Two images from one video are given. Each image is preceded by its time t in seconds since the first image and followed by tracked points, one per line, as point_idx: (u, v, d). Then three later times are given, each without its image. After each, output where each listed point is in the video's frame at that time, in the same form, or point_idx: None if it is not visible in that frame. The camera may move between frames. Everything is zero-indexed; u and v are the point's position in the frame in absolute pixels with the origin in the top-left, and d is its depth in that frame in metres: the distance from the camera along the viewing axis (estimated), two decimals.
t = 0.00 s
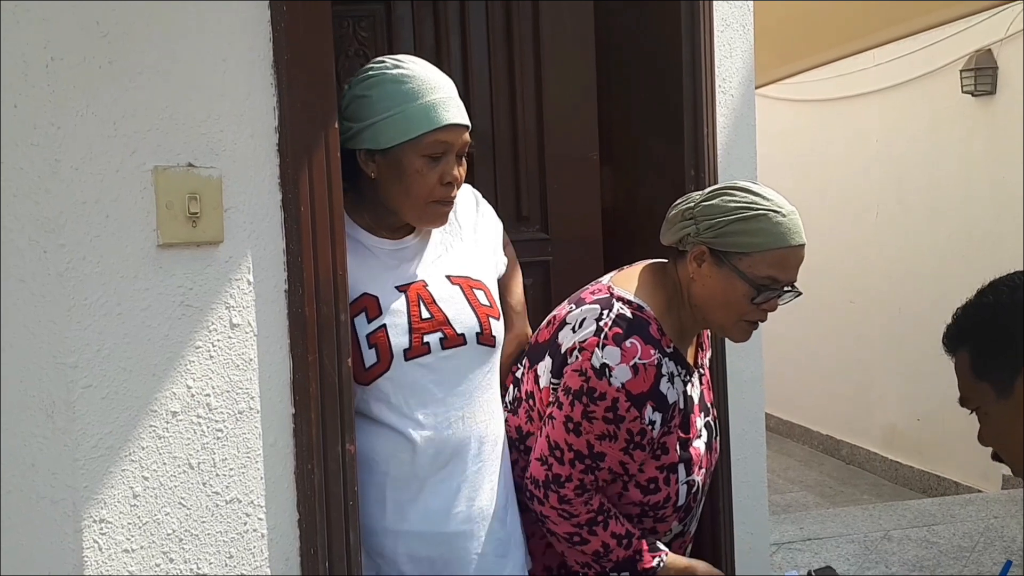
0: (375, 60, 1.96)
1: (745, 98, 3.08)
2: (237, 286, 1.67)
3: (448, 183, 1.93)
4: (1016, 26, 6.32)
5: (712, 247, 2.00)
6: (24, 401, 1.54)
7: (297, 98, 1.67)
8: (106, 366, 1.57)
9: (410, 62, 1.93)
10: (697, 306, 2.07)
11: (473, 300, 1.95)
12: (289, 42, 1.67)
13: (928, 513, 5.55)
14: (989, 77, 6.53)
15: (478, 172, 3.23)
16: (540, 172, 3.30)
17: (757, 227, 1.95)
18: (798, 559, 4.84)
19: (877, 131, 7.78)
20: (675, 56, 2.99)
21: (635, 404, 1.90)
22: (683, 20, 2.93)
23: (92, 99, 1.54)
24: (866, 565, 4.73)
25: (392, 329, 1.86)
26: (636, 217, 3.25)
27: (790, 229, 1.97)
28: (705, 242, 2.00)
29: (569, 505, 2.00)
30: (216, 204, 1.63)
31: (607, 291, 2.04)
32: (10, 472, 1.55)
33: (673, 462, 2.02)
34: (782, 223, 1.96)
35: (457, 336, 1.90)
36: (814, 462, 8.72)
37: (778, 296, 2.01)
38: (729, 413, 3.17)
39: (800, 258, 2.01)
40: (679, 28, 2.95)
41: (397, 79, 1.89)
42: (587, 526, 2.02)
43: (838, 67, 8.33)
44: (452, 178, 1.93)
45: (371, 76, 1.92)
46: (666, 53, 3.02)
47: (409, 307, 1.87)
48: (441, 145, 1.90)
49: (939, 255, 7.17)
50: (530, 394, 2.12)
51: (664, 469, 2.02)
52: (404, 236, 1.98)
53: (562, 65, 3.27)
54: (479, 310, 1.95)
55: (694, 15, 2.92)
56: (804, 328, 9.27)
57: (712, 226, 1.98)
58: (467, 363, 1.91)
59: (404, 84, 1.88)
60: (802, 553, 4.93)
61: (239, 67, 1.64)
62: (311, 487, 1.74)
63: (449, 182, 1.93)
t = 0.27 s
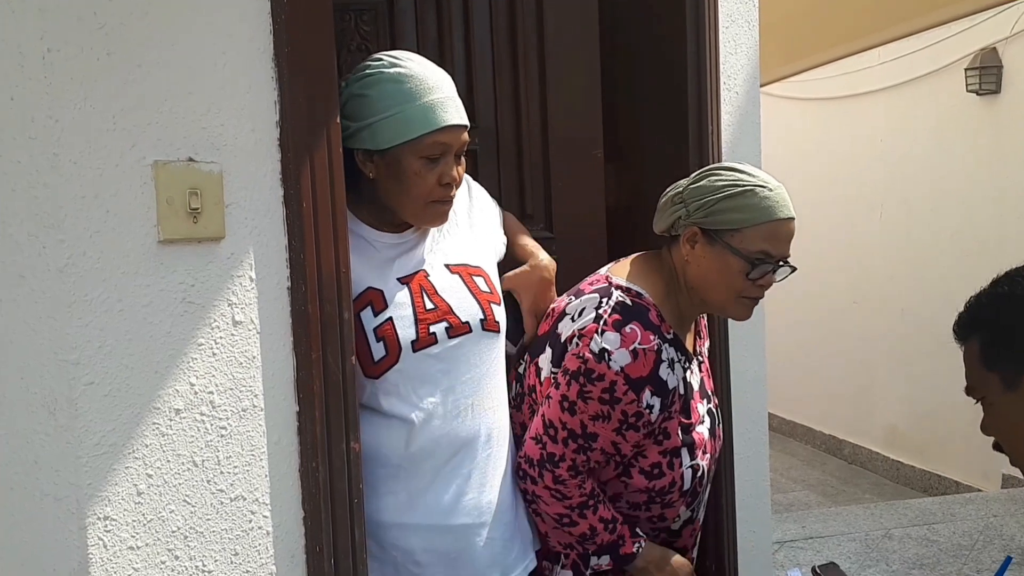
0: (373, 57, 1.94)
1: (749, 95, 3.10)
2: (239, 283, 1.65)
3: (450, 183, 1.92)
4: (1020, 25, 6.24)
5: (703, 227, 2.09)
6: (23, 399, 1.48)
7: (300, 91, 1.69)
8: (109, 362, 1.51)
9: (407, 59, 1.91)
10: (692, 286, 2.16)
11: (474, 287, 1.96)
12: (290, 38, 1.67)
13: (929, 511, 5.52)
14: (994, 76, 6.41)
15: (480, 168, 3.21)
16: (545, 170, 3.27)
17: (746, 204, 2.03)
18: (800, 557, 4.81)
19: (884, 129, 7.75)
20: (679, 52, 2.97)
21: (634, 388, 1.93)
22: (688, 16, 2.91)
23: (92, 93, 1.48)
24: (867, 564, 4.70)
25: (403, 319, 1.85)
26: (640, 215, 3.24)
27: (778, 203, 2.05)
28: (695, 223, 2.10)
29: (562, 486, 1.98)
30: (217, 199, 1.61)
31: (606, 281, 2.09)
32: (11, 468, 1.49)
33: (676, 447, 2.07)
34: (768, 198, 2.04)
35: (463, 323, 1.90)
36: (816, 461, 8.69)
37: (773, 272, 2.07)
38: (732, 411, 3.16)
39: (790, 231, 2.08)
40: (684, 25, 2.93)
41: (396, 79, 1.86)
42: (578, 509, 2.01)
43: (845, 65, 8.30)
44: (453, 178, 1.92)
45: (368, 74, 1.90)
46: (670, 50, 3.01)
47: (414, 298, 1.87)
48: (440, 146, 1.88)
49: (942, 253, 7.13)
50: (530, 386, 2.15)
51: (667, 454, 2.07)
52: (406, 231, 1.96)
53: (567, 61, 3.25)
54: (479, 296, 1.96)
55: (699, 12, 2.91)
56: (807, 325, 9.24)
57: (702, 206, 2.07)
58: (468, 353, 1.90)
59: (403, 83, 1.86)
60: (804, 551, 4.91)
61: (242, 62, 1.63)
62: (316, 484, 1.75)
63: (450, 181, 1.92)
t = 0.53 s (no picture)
0: (374, 50, 1.92)
1: (753, 91, 3.08)
2: (242, 279, 1.64)
3: (450, 177, 1.92)
4: None
5: (692, 206, 2.12)
6: (25, 395, 1.47)
7: (301, 87, 1.67)
8: (111, 359, 1.50)
9: (408, 53, 1.89)
10: (684, 267, 2.18)
11: (479, 285, 1.97)
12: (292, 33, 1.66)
13: (927, 506, 5.52)
14: (998, 73, 6.36)
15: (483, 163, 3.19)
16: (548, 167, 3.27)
17: (732, 180, 2.06)
18: (800, 551, 4.81)
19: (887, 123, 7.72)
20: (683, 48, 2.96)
21: (634, 366, 1.96)
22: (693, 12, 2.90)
23: (93, 88, 1.47)
24: (868, 557, 4.70)
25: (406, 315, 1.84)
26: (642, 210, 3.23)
27: (764, 180, 2.09)
28: (685, 203, 2.13)
29: (571, 470, 2.00)
30: (219, 195, 1.60)
31: (599, 266, 2.14)
32: (14, 465, 1.48)
33: (677, 426, 2.09)
34: (755, 175, 2.08)
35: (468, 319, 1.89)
36: (817, 455, 8.69)
37: (763, 249, 2.10)
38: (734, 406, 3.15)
39: (778, 208, 2.11)
40: (687, 20, 2.92)
41: (397, 72, 1.85)
42: (590, 491, 2.02)
43: (848, 61, 8.27)
44: (454, 172, 1.92)
45: (369, 67, 1.88)
46: (674, 45, 2.99)
47: (418, 295, 1.86)
48: (443, 140, 1.88)
49: (944, 248, 7.11)
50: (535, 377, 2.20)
51: (669, 433, 2.09)
52: (410, 229, 1.96)
53: (570, 57, 3.23)
54: (484, 294, 1.96)
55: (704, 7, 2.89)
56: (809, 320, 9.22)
57: (691, 185, 2.11)
58: (476, 347, 1.90)
59: (404, 76, 1.85)
60: (804, 545, 4.90)
61: (243, 57, 1.62)
62: (321, 479, 1.73)
63: (451, 176, 1.92)
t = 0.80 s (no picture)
0: (380, 44, 1.91)
1: (756, 84, 3.06)
2: (244, 275, 1.64)
3: (455, 172, 1.91)
4: None
5: (692, 200, 2.11)
6: (27, 393, 1.45)
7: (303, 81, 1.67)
8: (114, 356, 1.49)
9: (415, 47, 1.88)
10: (681, 260, 2.17)
11: (480, 280, 1.98)
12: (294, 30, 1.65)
13: (934, 497, 5.50)
14: (1001, 65, 6.31)
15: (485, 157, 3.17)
16: (551, 162, 3.26)
17: (733, 176, 2.05)
18: (806, 542, 4.80)
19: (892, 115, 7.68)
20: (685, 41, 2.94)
21: (640, 360, 1.97)
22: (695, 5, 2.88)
23: (93, 85, 1.46)
24: (874, 548, 4.69)
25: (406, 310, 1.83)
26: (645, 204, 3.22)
27: (764, 177, 2.07)
28: (685, 196, 2.12)
29: (586, 464, 1.99)
30: (221, 190, 1.60)
31: (599, 262, 2.14)
32: (14, 465, 1.46)
33: (683, 416, 2.08)
34: (756, 172, 2.07)
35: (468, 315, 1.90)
36: (823, 447, 8.67)
37: (760, 246, 2.09)
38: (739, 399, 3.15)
39: (777, 205, 2.10)
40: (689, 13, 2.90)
41: (403, 66, 1.84)
42: (609, 480, 2.01)
43: (852, 53, 8.24)
44: (458, 167, 1.91)
45: (375, 61, 1.87)
46: (676, 38, 2.97)
47: (419, 291, 1.86)
48: (447, 136, 1.87)
49: (948, 239, 7.08)
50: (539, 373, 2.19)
51: (676, 424, 2.08)
52: (409, 224, 1.96)
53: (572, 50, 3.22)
54: (485, 290, 1.98)
55: None
56: (814, 311, 9.19)
57: (691, 179, 2.10)
58: (477, 342, 1.92)
59: (410, 71, 1.83)
60: (811, 536, 4.90)
61: (243, 53, 1.61)
62: (325, 474, 1.74)
63: (455, 171, 1.91)
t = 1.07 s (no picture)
0: (375, 40, 1.90)
1: (759, 77, 3.05)
2: (246, 271, 1.63)
3: (454, 166, 1.91)
4: None
5: (693, 199, 2.10)
6: (29, 391, 1.45)
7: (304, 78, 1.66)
8: (115, 353, 1.50)
9: (408, 42, 1.88)
10: (682, 258, 2.17)
11: (485, 284, 1.97)
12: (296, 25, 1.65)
13: (941, 489, 5.49)
14: (1005, 56, 6.30)
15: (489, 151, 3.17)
16: (554, 157, 3.26)
17: (735, 175, 2.04)
18: (813, 535, 4.79)
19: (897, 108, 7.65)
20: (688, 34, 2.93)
21: (639, 361, 1.97)
22: None
23: (96, 84, 1.46)
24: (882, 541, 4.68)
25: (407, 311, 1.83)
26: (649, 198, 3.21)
27: (767, 176, 2.07)
28: (686, 194, 2.11)
29: (584, 465, 2.04)
30: (223, 187, 1.59)
31: (601, 259, 2.12)
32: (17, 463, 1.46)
33: (684, 415, 2.08)
34: (758, 170, 2.06)
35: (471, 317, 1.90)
36: (830, 440, 8.65)
37: (761, 245, 2.09)
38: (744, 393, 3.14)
39: (779, 204, 2.09)
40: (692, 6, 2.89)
41: (399, 62, 1.83)
42: (605, 481, 2.04)
43: (855, 45, 8.21)
44: (457, 161, 1.91)
45: (371, 58, 1.86)
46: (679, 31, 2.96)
47: (421, 291, 1.86)
48: (445, 131, 1.86)
49: (954, 232, 7.05)
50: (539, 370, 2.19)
51: (676, 422, 2.08)
52: (411, 224, 1.95)
53: (575, 44, 3.21)
54: (490, 294, 1.97)
55: None
56: (820, 305, 9.17)
57: (693, 177, 2.09)
58: (478, 343, 1.92)
59: (406, 67, 1.83)
60: (818, 529, 4.88)
61: (244, 49, 1.61)
62: (328, 471, 1.74)
63: (454, 165, 1.91)
